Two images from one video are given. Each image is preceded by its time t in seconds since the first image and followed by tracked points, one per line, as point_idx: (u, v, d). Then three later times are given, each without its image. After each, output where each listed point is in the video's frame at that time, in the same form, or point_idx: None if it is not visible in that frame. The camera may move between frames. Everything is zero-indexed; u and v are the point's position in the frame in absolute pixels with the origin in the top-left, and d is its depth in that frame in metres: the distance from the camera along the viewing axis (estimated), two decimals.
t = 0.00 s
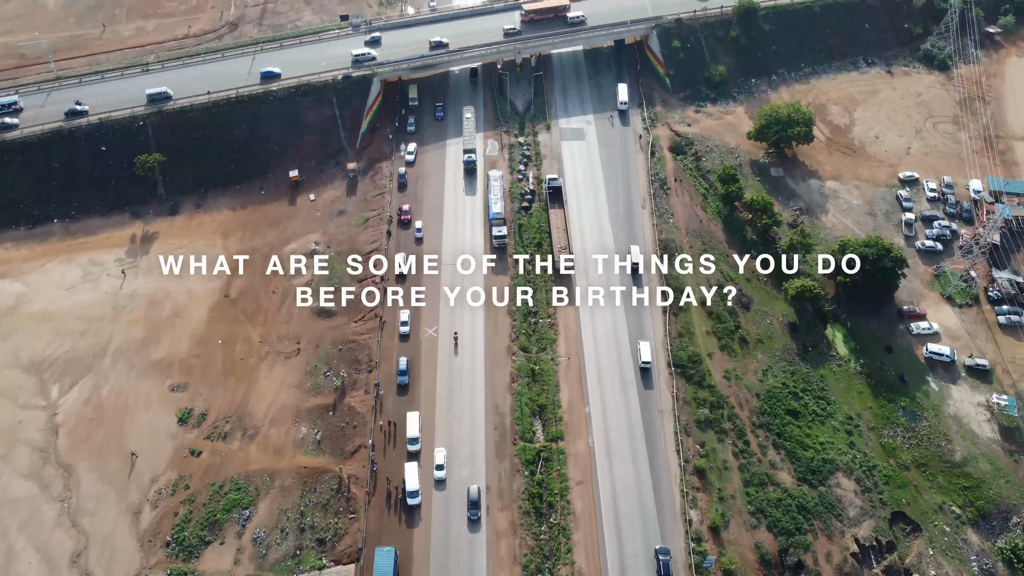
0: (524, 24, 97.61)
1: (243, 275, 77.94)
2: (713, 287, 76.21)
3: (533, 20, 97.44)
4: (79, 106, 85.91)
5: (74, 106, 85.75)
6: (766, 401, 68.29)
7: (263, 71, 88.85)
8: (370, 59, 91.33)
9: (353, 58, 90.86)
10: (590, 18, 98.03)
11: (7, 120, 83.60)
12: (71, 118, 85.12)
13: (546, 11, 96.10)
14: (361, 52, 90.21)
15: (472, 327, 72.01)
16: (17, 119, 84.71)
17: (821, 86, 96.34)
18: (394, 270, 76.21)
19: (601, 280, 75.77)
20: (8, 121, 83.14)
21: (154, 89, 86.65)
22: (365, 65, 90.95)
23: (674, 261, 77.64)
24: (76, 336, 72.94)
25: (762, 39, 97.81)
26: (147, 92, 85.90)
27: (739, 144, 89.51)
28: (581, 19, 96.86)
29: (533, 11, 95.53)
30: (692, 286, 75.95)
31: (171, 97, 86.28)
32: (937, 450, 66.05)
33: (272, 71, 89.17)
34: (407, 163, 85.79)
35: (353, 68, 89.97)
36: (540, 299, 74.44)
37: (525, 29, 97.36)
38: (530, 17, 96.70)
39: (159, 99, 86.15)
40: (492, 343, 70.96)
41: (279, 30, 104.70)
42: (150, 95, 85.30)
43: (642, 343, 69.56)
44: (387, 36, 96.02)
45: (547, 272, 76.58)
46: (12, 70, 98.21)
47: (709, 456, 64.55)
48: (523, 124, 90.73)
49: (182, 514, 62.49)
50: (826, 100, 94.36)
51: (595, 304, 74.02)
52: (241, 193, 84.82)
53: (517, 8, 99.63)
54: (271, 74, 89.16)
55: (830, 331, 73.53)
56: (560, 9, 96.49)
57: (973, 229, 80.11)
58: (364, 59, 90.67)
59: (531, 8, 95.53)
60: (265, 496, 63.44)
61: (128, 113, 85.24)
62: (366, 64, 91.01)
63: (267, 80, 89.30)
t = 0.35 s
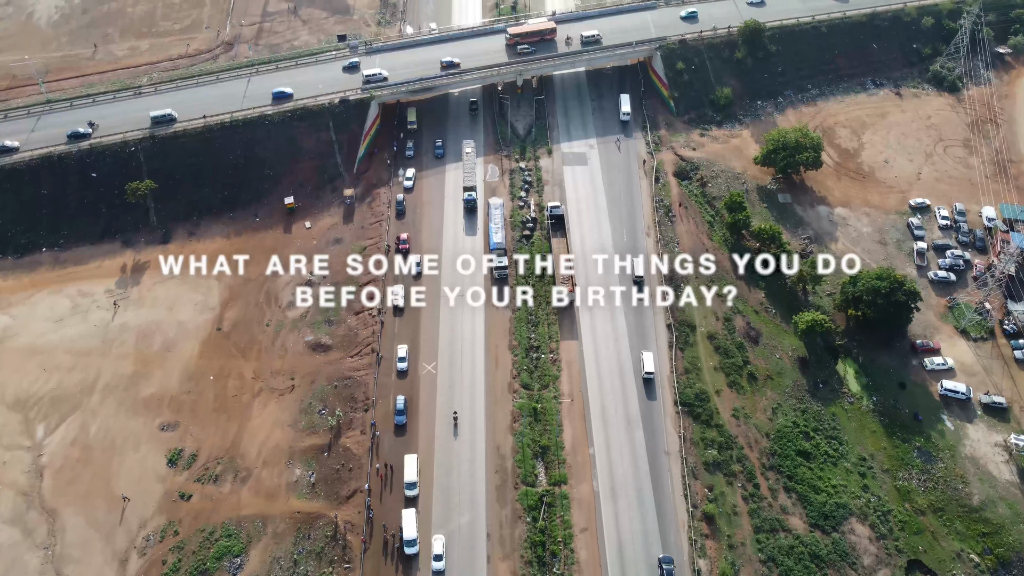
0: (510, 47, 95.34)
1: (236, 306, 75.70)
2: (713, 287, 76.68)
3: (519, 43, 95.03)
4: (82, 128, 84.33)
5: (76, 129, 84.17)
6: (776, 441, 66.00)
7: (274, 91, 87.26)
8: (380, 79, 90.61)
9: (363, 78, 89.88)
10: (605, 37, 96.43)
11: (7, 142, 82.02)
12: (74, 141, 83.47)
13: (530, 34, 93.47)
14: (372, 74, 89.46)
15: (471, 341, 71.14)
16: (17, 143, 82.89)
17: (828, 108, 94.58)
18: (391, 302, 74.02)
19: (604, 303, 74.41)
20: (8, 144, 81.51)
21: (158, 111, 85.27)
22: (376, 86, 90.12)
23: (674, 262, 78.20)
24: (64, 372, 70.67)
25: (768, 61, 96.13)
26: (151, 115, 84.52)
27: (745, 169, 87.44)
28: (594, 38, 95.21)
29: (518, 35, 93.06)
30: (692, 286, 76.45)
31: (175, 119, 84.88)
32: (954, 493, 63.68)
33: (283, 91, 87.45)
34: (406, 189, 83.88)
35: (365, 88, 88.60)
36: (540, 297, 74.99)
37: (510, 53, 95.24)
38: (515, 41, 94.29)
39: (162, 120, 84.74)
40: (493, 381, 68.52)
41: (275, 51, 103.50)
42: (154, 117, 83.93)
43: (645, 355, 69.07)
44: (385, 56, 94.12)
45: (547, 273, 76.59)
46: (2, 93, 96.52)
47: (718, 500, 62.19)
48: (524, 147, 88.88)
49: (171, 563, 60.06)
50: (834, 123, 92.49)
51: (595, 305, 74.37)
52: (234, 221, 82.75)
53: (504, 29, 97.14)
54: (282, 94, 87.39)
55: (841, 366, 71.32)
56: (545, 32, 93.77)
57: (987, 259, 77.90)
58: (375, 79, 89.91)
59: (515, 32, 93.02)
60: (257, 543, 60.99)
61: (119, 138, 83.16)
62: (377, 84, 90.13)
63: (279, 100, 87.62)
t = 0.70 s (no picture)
0: (495, 66, 93.26)
1: (230, 334, 73.59)
2: (713, 287, 76.77)
3: (504, 63, 92.99)
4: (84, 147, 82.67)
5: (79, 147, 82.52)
6: (785, 477, 63.91)
7: (286, 108, 85.88)
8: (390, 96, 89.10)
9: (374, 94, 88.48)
10: (619, 53, 95.12)
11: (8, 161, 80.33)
12: (77, 160, 81.82)
13: (517, 53, 91.51)
14: (382, 90, 88.18)
15: (471, 370, 69.17)
16: (17, 162, 81.22)
17: (835, 127, 92.81)
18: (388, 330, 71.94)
19: (603, 307, 74.01)
20: (8, 163, 79.84)
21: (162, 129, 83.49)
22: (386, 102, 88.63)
23: (674, 261, 78.43)
24: (51, 403, 68.57)
25: (774, 78, 94.38)
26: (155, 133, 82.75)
27: (752, 191, 85.50)
28: (609, 53, 93.99)
29: (503, 54, 91.08)
30: (691, 286, 76.54)
31: (179, 137, 83.16)
32: (970, 532, 61.53)
33: (295, 108, 86.08)
34: (404, 212, 82.04)
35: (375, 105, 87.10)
36: (539, 301, 74.30)
37: (494, 72, 93.13)
38: (500, 60, 92.22)
39: (166, 139, 82.94)
40: (493, 415, 66.42)
41: (272, 67, 101.77)
42: (159, 136, 82.18)
43: (648, 363, 68.43)
44: (384, 74, 92.55)
45: (547, 272, 76.49)
46: None
47: (726, 540, 60.02)
48: (525, 167, 87.19)
49: None
50: (841, 143, 90.78)
51: (595, 304, 74.30)
52: (228, 245, 80.76)
53: (488, 47, 95.09)
54: (294, 111, 86.05)
55: (851, 398, 69.28)
56: (532, 51, 91.81)
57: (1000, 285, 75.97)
58: (385, 96, 88.55)
59: (501, 51, 91.03)
60: None
61: (110, 159, 81.27)
62: (387, 101, 88.72)
63: (291, 117, 86.28)
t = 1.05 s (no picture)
0: (477, 87, 90.72)
1: (222, 365, 71.35)
2: (720, 315, 74.39)
3: (487, 84, 90.56)
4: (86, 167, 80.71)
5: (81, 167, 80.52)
6: (797, 518, 61.62)
7: (298, 124, 84.33)
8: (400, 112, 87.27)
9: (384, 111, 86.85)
10: (636, 68, 92.84)
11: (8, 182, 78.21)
12: (79, 179, 79.82)
13: (500, 74, 89.19)
14: (394, 106, 86.36)
15: (471, 403, 67.04)
16: (16, 182, 79.15)
17: (843, 146, 90.74)
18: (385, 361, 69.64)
19: (607, 328, 72.35)
20: (8, 184, 77.76)
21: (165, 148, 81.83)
22: (396, 119, 86.81)
23: (674, 258, 78.44)
24: (37, 439, 66.30)
25: (780, 96, 92.36)
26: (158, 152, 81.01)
27: (759, 214, 83.32)
28: (626, 68, 91.83)
29: (487, 75, 88.70)
30: (691, 286, 76.47)
31: (184, 155, 81.55)
32: None
33: (308, 125, 84.68)
34: (402, 236, 79.92)
35: (384, 123, 85.37)
36: (540, 300, 74.18)
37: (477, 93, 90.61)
38: (483, 81, 89.71)
39: (170, 158, 81.26)
40: (495, 453, 64.15)
41: (267, 83, 99.55)
42: (162, 155, 80.53)
43: (651, 370, 67.75)
44: (380, 92, 90.46)
45: (547, 272, 76.35)
46: None
47: None
48: (526, 188, 85.00)
49: None
50: (850, 163, 88.73)
51: (595, 305, 74.12)
52: (221, 270, 78.48)
53: (471, 67, 92.70)
54: (307, 127, 84.55)
55: (864, 433, 67.06)
56: (516, 71, 89.48)
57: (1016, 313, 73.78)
58: (395, 113, 86.75)
59: (484, 72, 88.61)
60: None
61: (100, 182, 79.12)
62: (397, 118, 86.92)
63: (302, 133, 84.59)
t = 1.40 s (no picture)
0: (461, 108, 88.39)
1: (215, 394, 69.32)
2: (727, 342, 72.38)
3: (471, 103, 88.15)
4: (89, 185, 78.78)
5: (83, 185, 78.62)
6: (808, 557, 59.59)
7: (310, 140, 82.63)
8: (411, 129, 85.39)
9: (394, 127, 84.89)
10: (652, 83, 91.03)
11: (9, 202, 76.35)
12: (81, 199, 77.91)
13: (484, 93, 86.94)
14: (405, 122, 84.42)
15: (471, 435, 65.03)
16: (18, 202, 77.29)
17: (852, 164, 88.76)
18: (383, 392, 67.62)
19: (612, 354, 70.50)
20: (8, 204, 75.93)
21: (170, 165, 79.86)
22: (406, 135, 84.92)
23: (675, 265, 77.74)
24: (23, 473, 64.23)
25: (787, 112, 90.40)
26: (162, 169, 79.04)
27: (765, 235, 81.28)
28: (642, 82, 90.02)
29: (470, 94, 86.50)
30: (693, 294, 75.81)
31: (188, 173, 79.53)
32: None
33: (320, 139, 82.90)
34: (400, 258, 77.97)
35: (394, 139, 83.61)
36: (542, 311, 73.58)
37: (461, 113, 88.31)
38: (466, 101, 87.47)
39: (174, 175, 79.19)
40: (496, 489, 62.12)
41: (263, 98, 97.52)
42: (167, 172, 78.46)
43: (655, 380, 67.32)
44: (378, 110, 88.44)
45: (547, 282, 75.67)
46: None
47: None
48: (528, 209, 82.98)
49: None
50: (858, 182, 86.73)
51: (596, 314, 73.48)
52: (214, 294, 76.50)
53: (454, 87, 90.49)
54: (319, 143, 82.88)
55: (876, 466, 65.08)
56: (500, 90, 87.25)
57: None
58: (407, 129, 84.78)
59: (467, 91, 86.45)
60: None
61: (92, 204, 77.02)
62: (408, 134, 84.99)
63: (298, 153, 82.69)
